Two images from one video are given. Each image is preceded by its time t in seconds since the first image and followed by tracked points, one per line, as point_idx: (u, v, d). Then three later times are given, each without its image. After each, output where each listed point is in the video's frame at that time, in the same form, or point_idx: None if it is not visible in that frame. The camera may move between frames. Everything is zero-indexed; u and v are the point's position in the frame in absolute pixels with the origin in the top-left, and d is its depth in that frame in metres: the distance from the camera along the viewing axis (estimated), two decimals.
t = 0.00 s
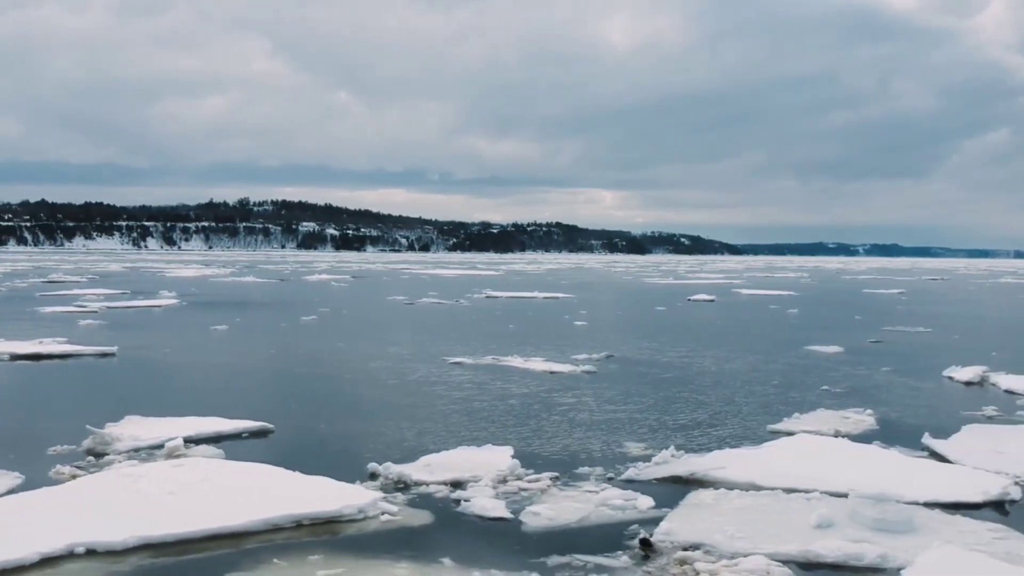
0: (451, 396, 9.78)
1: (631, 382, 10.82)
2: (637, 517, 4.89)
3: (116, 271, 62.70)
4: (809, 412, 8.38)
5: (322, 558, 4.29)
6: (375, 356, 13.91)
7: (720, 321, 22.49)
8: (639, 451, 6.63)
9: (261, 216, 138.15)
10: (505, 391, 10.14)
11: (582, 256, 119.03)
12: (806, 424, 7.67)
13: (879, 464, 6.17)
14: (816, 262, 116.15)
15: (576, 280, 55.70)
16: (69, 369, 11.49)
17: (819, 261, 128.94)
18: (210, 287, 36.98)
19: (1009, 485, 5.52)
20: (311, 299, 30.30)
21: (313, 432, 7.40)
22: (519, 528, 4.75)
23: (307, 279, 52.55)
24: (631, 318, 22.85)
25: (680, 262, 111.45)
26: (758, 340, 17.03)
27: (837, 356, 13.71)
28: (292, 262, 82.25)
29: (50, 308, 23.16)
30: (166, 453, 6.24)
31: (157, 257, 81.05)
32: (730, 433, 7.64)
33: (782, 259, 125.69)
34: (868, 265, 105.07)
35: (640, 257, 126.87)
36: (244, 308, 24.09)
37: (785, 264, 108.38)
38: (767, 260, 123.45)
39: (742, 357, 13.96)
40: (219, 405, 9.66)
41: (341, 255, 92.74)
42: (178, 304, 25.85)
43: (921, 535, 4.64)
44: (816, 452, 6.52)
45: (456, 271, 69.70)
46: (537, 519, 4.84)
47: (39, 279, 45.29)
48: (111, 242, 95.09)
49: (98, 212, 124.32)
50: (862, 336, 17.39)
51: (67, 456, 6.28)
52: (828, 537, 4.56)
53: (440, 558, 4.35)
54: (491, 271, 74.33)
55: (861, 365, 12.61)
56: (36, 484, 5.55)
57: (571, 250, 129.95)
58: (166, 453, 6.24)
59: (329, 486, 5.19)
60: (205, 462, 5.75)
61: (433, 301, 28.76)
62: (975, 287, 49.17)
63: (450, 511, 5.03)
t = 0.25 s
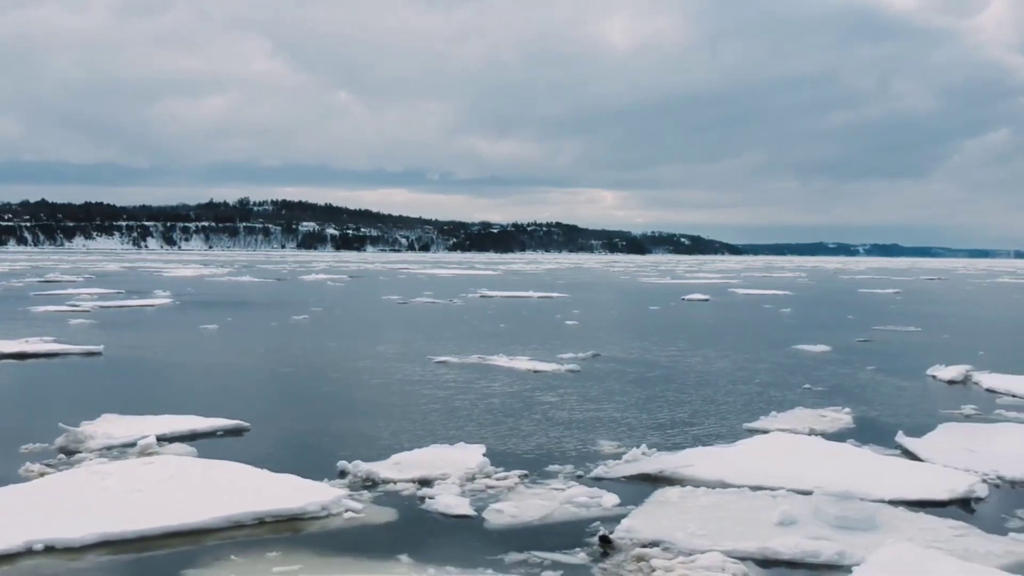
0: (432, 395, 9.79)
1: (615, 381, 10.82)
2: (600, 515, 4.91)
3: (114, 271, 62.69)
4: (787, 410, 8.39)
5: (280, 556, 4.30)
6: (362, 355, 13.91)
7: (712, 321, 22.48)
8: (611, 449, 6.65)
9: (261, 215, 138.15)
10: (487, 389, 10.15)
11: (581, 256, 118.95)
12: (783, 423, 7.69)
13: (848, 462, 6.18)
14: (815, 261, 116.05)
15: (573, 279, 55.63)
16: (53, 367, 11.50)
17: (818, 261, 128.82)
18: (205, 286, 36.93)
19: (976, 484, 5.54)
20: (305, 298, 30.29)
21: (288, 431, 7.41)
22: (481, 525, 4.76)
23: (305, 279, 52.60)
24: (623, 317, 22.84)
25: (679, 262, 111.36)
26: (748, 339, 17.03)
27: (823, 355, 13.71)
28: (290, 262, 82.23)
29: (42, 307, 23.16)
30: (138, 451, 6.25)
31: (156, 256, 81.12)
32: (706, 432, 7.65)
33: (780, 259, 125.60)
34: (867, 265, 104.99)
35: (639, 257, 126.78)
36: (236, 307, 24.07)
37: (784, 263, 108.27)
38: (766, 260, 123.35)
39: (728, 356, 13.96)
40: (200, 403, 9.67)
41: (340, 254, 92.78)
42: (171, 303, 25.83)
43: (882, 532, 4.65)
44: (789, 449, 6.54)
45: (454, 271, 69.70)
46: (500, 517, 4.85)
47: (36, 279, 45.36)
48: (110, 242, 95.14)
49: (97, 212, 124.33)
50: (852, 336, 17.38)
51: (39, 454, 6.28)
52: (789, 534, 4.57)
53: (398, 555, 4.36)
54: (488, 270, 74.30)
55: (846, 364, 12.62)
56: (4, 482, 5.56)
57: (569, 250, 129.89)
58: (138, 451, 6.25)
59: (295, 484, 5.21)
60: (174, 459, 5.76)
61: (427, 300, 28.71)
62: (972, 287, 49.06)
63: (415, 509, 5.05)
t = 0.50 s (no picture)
0: (411, 394, 9.78)
1: (596, 380, 10.82)
2: (558, 512, 4.92)
3: (111, 270, 62.69)
4: (762, 409, 8.40)
5: (232, 552, 4.31)
6: (347, 354, 13.90)
7: (703, 320, 22.46)
8: (580, 447, 6.66)
9: (261, 215, 138.23)
10: (467, 389, 10.14)
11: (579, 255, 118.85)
12: (756, 422, 7.69)
13: (814, 460, 6.19)
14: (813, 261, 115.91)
15: (570, 279, 55.54)
16: (35, 366, 11.51)
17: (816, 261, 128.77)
18: (200, 286, 36.93)
19: (938, 481, 5.54)
20: (298, 297, 30.28)
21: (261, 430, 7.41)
22: (437, 522, 4.77)
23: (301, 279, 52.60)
24: (614, 317, 22.83)
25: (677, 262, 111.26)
26: (736, 338, 17.02)
27: (808, 354, 13.71)
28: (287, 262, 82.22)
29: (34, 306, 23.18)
30: (107, 449, 6.26)
31: (154, 256, 81.18)
32: (679, 431, 7.65)
33: (779, 258, 125.48)
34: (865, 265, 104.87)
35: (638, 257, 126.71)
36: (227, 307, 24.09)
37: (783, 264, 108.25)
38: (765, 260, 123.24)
39: (713, 355, 13.96)
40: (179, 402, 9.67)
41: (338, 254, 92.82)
42: (164, 303, 25.84)
43: (838, 529, 4.66)
44: (757, 447, 6.55)
45: (451, 271, 69.73)
46: (458, 513, 4.86)
47: (34, 280, 45.42)
48: (109, 242, 95.21)
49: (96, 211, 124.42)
50: (840, 335, 17.36)
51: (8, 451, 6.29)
52: (743, 530, 4.58)
53: (351, 552, 4.37)
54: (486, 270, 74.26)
55: (829, 363, 12.62)
56: None
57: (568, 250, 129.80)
58: (107, 449, 6.26)
59: (256, 481, 5.23)
60: (139, 457, 5.77)
61: (420, 300, 28.70)
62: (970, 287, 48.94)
63: (374, 506, 5.06)
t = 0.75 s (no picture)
0: (393, 393, 9.77)
1: (579, 379, 10.82)
2: (521, 510, 4.93)
3: (108, 270, 62.63)
4: (740, 408, 8.41)
5: (191, 548, 4.33)
6: (334, 353, 13.88)
7: (695, 320, 22.45)
8: (553, 445, 6.67)
9: (260, 215, 138.18)
10: (450, 387, 10.14)
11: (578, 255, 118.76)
12: (732, 420, 7.70)
13: (786, 458, 6.19)
14: (812, 261, 115.90)
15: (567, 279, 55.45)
16: (20, 365, 11.52)
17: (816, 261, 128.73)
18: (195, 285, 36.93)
19: (905, 479, 5.56)
20: (293, 296, 30.27)
21: (237, 428, 7.43)
22: (399, 519, 4.79)
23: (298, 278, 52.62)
24: (606, 317, 22.82)
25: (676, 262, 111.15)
26: (725, 338, 17.00)
27: (795, 353, 13.71)
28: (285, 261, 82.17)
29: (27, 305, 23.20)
30: (80, 447, 6.27)
31: (153, 255, 81.19)
32: (655, 429, 7.66)
33: (778, 258, 125.36)
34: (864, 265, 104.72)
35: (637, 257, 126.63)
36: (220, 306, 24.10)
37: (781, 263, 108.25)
38: (764, 260, 123.13)
39: (701, 354, 13.95)
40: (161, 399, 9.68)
41: (337, 254, 92.86)
42: (157, 302, 25.83)
43: (798, 526, 4.67)
44: (730, 446, 6.55)
45: (449, 271, 69.73)
46: (421, 511, 4.88)
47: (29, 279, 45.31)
48: (107, 242, 95.23)
49: (95, 211, 124.50)
50: (830, 334, 17.35)
51: None
52: (703, 527, 4.60)
53: (311, 548, 4.39)
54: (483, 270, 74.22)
55: (815, 362, 12.62)
56: None
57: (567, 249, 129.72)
58: (80, 447, 6.27)
59: (222, 479, 5.24)
60: (108, 455, 5.77)
61: (414, 300, 28.69)
62: (967, 287, 48.79)
63: (339, 503, 5.07)
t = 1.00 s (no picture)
0: (371, 392, 9.77)
1: (560, 377, 10.82)
2: (479, 508, 4.95)
3: (105, 270, 62.59)
4: (715, 406, 8.42)
5: (144, 545, 4.35)
6: (319, 352, 13.88)
7: (685, 319, 22.47)
8: (522, 443, 6.67)
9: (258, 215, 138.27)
10: (429, 386, 10.14)
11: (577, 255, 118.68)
12: (705, 418, 7.71)
13: (752, 457, 6.19)
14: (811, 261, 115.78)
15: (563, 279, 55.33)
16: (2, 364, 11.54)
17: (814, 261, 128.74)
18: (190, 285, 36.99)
19: (868, 477, 5.57)
20: (286, 296, 30.27)
21: (208, 426, 7.44)
22: (356, 517, 4.80)
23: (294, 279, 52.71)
24: (597, 316, 22.81)
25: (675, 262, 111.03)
26: (713, 337, 16.99)
27: (779, 352, 13.71)
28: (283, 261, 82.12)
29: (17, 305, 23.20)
30: (49, 445, 6.29)
31: (151, 255, 81.27)
32: (628, 427, 7.67)
33: (777, 258, 125.24)
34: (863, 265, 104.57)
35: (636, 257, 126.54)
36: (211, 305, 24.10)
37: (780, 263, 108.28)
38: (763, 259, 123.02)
39: (685, 353, 13.97)
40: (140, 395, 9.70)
41: (334, 254, 92.94)
42: (149, 302, 25.84)
43: (753, 524, 4.68)
44: (698, 445, 6.55)
45: (446, 270, 69.78)
46: (378, 508, 4.89)
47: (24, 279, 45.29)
48: (106, 242, 95.34)
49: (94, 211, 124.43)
50: (818, 333, 17.34)
51: None
52: (658, 524, 4.61)
53: (265, 545, 4.40)
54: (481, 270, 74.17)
55: (798, 361, 12.62)
56: None
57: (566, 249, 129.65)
58: (49, 445, 6.28)
59: (183, 476, 5.26)
60: (73, 452, 5.79)
61: (406, 299, 28.72)
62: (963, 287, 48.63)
63: (298, 501, 5.08)
